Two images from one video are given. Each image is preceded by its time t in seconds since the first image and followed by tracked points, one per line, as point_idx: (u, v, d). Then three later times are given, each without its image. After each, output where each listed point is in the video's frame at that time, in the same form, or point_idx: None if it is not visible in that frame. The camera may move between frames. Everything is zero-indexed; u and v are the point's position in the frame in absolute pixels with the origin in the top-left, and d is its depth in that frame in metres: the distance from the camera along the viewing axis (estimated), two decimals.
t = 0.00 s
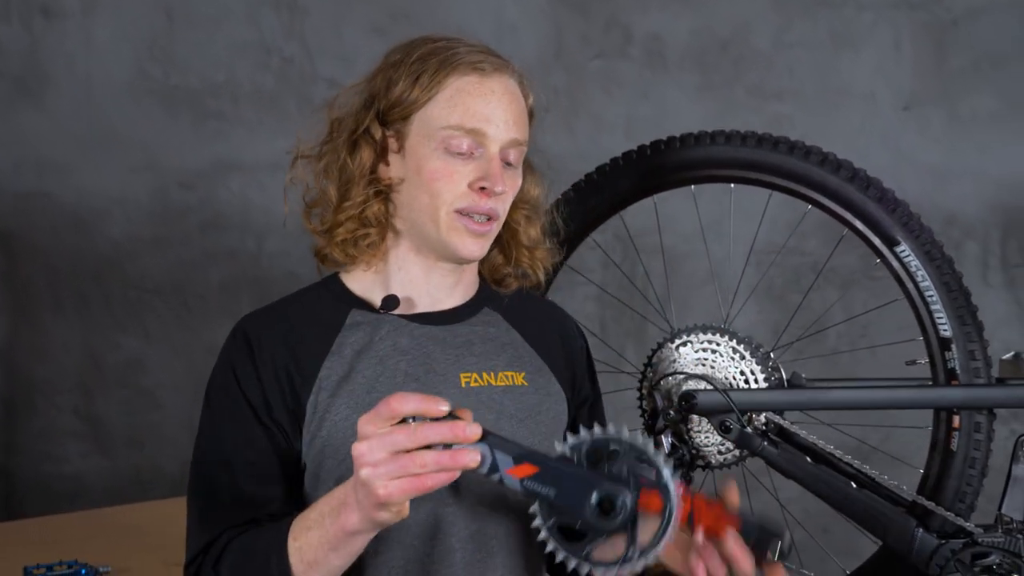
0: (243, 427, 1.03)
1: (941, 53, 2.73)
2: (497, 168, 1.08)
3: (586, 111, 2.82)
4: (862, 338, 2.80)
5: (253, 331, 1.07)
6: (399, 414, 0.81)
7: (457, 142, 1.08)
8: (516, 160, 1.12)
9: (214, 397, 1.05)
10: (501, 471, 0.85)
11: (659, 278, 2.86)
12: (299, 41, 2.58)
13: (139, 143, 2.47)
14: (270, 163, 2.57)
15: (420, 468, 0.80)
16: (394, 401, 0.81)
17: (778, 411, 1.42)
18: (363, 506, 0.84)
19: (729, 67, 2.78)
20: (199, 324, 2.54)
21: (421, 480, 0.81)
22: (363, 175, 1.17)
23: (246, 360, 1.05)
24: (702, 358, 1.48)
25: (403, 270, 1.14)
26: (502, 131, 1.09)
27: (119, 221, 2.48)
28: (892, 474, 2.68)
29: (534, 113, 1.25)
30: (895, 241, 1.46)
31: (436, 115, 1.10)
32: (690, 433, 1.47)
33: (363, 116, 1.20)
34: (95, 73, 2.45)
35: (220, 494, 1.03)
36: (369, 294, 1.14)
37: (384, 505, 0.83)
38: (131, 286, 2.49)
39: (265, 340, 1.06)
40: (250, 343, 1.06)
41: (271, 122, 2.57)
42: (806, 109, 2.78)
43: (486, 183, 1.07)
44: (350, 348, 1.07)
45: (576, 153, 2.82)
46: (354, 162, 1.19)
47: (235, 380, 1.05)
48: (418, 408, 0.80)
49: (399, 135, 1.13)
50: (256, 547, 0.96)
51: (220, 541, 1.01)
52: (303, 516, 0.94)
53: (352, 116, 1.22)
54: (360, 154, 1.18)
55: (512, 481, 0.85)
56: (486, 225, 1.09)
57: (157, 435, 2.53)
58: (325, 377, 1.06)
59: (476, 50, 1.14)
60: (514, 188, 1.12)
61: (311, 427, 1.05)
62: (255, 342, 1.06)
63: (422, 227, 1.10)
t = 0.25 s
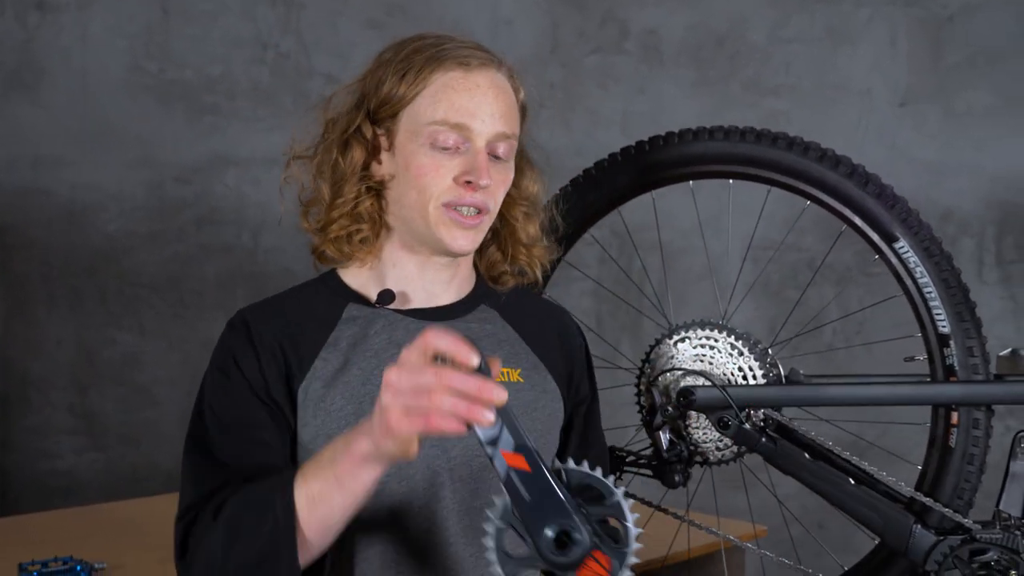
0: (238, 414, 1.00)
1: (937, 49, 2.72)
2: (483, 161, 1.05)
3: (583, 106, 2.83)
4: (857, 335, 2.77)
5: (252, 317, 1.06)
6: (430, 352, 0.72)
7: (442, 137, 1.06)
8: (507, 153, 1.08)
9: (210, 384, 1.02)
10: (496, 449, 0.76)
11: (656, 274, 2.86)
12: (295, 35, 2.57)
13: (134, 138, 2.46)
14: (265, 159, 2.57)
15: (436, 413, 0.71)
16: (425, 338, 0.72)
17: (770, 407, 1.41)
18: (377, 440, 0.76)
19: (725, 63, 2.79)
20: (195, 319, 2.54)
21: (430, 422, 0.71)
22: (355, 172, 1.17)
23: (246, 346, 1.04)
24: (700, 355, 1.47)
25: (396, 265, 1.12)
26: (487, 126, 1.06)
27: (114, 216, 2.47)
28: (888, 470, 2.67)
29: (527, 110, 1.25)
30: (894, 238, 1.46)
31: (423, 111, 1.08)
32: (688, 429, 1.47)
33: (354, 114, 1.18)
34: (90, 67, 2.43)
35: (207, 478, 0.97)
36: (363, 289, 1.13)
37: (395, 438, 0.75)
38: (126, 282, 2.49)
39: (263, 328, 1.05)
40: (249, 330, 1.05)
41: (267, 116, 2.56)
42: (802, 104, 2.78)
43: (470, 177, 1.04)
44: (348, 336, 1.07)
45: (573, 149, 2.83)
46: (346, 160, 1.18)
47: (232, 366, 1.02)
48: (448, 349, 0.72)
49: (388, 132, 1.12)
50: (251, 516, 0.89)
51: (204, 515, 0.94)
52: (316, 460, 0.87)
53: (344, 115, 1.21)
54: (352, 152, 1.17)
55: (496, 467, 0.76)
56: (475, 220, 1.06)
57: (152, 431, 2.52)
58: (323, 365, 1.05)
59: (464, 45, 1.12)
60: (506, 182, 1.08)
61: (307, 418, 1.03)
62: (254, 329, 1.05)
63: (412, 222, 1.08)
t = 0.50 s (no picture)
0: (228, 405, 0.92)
1: (933, 47, 2.71)
2: (478, 150, 0.99)
3: (578, 102, 2.82)
4: (851, 331, 2.79)
5: (255, 295, 0.98)
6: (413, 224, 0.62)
7: (438, 127, 1.01)
8: (505, 145, 1.02)
9: (201, 364, 0.90)
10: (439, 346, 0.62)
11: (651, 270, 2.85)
12: (290, 31, 2.57)
13: (128, 133, 2.44)
14: (260, 155, 2.58)
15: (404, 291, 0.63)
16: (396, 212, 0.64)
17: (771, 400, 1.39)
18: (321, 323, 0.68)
19: (720, 60, 2.79)
20: (188, 316, 2.53)
21: (386, 301, 0.62)
22: (355, 164, 1.16)
23: (248, 327, 0.95)
24: (698, 351, 1.47)
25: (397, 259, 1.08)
26: (484, 116, 1.01)
27: (108, 213, 2.45)
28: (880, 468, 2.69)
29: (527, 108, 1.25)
30: (891, 234, 1.46)
31: (421, 103, 1.05)
32: (684, 426, 1.47)
33: (355, 110, 1.19)
34: (83, 61, 2.39)
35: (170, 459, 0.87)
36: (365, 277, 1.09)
37: (341, 317, 0.65)
38: (119, 278, 2.47)
39: (268, 309, 0.97)
40: (253, 309, 0.97)
41: (261, 112, 2.57)
42: (797, 102, 2.78)
43: (464, 165, 0.98)
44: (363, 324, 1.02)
45: (569, 146, 2.82)
46: (346, 154, 1.18)
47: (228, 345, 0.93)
48: (422, 224, 0.62)
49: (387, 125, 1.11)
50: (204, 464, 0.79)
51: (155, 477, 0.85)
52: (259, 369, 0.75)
53: (347, 110, 1.22)
54: (354, 146, 1.17)
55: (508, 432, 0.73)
56: (468, 209, 0.98)
57: (145, 427, 2.52)
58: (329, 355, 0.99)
59: (468, 43, 1.11)
60: (504, 175, 1.02)
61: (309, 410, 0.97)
62: (259, 310, 0.97)
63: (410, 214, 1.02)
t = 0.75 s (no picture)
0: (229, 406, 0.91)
1: (929, 44, 2.72)
2: (473, 144, 0.99)
3: (575, 100, 2.81)
4: (848, 329, 2.79)
5: (255, 292, 0.97)
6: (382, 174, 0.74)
7: (433, 122, 1.00)
8: (501, 137, 1.02)
9: (203, 364, 0.91)
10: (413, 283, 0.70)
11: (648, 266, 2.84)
12: (285, 28, 2.56)
13: (123, 130, 2.43)
14: (256, 152, 2.56)
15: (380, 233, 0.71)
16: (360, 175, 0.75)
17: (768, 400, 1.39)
18: (298, 289, 0.74)
19: (716, 57, 2.79)
20: (183, 313, 2.52)
21: (372, 244, 0.70)
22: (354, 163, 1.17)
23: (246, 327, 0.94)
24: (697, 348, 1.47)
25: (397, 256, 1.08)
26: (478, 109, 1.01)
27: (103, 209, 2.44)
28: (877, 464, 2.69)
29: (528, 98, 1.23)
30: (890, 230, 1.46)
31: (414, 98, 1.04)
32: (684, 423, 1.47)
33: (353, 107, 1.19)
34: (78, 57, 2.38)
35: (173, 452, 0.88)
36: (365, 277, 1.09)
37: (321, 276, 0.72)
38: (115, 275, 2.46)
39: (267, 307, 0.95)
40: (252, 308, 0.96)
41: (256, 109, 2.56)
42: (794, 98, 2.77)
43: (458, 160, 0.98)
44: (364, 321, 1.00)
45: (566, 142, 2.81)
46: (344, 152, 1.18)
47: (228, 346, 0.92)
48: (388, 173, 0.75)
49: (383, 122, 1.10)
50: (197, 453, 0.82)
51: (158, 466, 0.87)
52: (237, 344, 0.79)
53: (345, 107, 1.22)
54: (353, 144, 1.17)
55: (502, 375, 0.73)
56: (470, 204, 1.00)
57: (141, 424, 2.52)
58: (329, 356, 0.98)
59: (462, 34, 1.10)
60: (501, 167, 1.02)
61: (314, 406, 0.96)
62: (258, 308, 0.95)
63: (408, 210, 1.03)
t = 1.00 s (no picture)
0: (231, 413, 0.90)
1: (925, 41, 2.71)
2: (470, 145, 0.98)
3: (571, 98, 2.81)
4: (844, 327, 2.79)
5: (258, 296, 0.97)
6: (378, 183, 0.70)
7: (428, 123, 1.00)
8: (500, 137, 1.01)
9: (207, 370, 0.91)
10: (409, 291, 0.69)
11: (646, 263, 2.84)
12: (282, 27, 2.56)
13: (120, 129, 2.42)
14: (252, 150, 2.56)
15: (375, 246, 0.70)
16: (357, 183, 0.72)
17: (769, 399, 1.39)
18: (299, 303, 0.73)
19: (712, 55, 2.79)
20: (180, 312, 2.52)
21: (369, 257, 0.69)
22: (355, 166, 1.16)
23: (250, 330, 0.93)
24: (698, 346, 1.47)
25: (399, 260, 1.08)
26: (475, 110, 1.00)
27: (99, 208, 2.43)
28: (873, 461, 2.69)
29: (528, 96, 1.22)
30: (891, 229, 1.46)
31: (411, 100, 1.03)
32: (686, 422, 1.47)
33: (353, 108, 1.18)
34: (74, 55, 2.37)
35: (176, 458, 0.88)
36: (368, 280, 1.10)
37: (320, 290, 0.71)
38: (111, 274, 2.46)
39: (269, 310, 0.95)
40: (255, 311, 0.95)
41: (252, 108, 2.55)
42: (790, 96, 2.77)
43: (455, 161, 0.98)
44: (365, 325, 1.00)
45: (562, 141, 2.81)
46: (346, 154, 1.18)
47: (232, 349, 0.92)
48: (383, 182, 0.70)
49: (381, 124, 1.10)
50: (201, 460, 0.81)
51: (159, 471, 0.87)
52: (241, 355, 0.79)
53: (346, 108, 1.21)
54: (353, 147, 1.17)
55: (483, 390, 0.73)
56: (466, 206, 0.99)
57: (137, 423, 2.51)
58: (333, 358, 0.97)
59: (457, 34, 1.09)
60: (501, 168, 1.01)
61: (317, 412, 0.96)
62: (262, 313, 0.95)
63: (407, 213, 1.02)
